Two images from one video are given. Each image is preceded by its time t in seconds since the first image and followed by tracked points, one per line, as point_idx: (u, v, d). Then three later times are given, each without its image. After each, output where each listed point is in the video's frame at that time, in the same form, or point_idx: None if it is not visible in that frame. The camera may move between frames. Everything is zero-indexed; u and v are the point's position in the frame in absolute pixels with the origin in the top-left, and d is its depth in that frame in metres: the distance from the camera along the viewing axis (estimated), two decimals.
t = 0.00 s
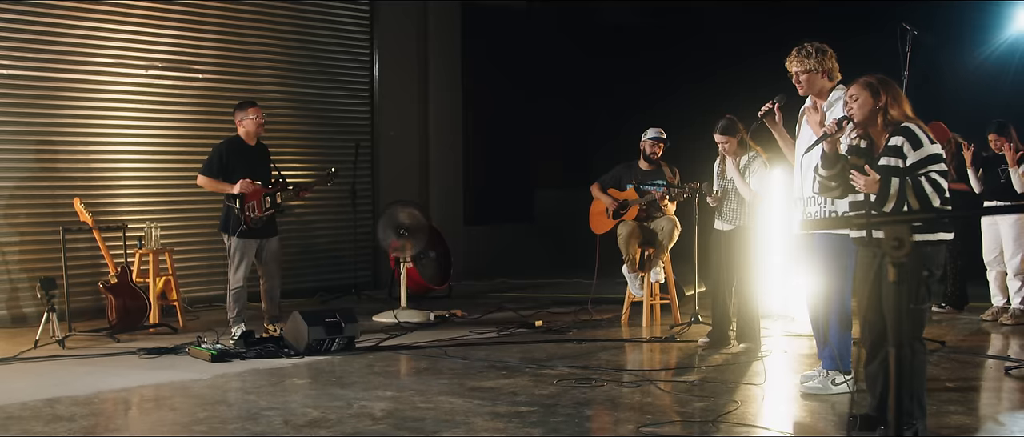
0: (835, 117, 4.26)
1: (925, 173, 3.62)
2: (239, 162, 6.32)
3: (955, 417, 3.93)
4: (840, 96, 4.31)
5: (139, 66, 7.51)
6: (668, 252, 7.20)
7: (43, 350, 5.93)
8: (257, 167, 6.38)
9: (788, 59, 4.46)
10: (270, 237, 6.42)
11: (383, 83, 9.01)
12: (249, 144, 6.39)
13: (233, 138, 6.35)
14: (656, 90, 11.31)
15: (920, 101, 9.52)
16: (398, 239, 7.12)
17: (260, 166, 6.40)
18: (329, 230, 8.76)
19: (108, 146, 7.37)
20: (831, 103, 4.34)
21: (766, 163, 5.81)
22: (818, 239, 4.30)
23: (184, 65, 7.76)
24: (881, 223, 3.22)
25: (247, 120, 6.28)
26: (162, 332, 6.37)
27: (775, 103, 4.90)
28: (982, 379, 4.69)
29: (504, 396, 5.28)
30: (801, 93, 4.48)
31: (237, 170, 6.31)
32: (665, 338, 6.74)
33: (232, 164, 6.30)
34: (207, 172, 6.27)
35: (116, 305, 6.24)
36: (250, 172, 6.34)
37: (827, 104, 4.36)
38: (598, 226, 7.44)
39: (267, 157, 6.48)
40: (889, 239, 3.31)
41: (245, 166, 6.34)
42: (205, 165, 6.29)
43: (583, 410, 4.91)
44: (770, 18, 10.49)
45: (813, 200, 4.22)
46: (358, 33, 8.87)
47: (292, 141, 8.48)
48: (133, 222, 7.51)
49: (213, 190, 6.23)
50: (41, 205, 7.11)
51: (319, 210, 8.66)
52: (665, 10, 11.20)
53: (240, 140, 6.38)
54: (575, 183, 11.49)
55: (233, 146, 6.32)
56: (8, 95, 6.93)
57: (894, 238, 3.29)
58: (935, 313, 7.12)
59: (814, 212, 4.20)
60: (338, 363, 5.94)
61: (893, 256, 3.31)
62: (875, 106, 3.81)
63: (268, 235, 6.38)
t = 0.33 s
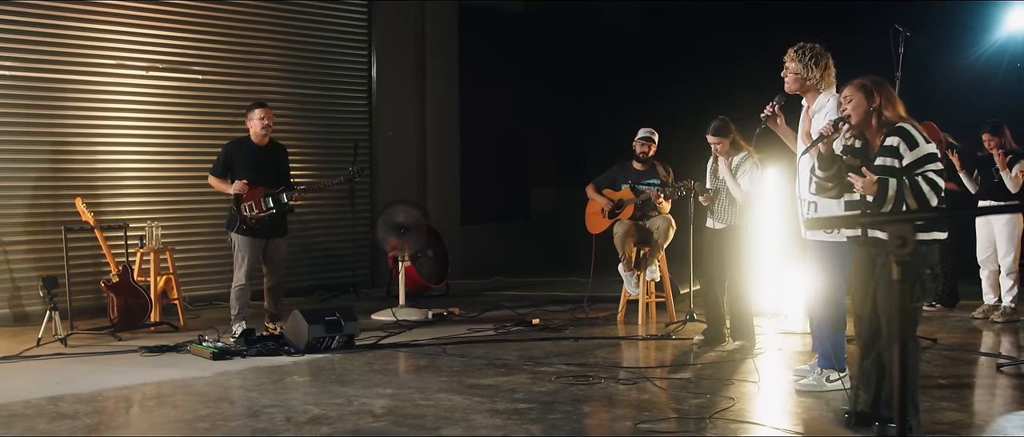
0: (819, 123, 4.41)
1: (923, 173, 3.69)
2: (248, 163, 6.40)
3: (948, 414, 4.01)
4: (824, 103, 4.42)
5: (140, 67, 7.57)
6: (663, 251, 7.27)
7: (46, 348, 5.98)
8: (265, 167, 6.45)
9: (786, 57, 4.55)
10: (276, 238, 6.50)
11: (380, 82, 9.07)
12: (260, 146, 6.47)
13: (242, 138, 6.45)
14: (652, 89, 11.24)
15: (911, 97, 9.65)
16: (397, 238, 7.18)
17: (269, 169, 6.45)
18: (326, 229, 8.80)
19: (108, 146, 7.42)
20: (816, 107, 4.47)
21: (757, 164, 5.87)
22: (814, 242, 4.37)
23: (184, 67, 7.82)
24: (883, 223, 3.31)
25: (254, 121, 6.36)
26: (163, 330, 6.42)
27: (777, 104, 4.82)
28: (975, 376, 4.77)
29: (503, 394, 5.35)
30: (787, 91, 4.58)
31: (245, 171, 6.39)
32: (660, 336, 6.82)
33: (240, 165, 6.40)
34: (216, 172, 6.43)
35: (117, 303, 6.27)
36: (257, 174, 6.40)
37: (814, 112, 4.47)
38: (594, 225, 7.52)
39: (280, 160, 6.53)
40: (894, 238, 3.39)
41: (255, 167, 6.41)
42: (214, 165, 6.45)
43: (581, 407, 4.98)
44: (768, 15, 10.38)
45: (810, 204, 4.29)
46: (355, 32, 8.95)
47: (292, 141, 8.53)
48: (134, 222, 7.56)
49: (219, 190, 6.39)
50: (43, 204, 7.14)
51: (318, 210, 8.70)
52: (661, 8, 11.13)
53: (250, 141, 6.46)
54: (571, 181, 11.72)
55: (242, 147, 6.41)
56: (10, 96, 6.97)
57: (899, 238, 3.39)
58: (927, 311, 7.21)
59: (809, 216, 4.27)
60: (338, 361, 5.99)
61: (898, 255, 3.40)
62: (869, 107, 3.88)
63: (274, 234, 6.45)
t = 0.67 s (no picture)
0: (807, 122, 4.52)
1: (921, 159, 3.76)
2: (253, 162, 6.50)
3: (939, 410, 4.09)
4: (813, 101, 4.52)
5: (138, 68, 7.59)
6: (657, 250, 7.35)
7: (46, 347, 6.01)
8: (266, 167, 6.51)
9: (786, 55, 4.66)
10: (279, 238, 6.53)
11: (377, 81, 9.12)
12: (265, 147, 6.55)
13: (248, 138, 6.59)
14: (648, 88, 11.31)
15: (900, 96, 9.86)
16: (394, 238, 7.24)
17: (270, 167, 6.50)
18: (323, 228, 8.85)
19: (107, 146, 7.45)
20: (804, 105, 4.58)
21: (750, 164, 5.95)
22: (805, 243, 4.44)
23: (182, 67, 7.84)
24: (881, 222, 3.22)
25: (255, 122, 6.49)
26: (162, 329, 6.46)
27: (780, 101, 4.83)
28: (966, 373, 4.86)
29: (499, 391, 5.41)
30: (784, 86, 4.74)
31: (250, 170, 6.51)
32: (654, 334, 6.89)
33: (244, 164, 6.53)
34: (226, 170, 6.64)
35: (116, 302, 6.32)
36: (259, 173, 6.49)
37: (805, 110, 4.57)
38: (588, 225, 7.54)
39: (291, 160, 6.57)
40: (894, 238, 3.25)
41: (260, 166, 6.50)
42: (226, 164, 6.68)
43: (577, 404, 5.05)
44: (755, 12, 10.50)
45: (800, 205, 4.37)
46: (350, 32, 8.98)
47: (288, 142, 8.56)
48: (133, 222, 7.59)
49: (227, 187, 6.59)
50: (43, 204, 7.17)
51: (314, 209, 8.73)
52: (653, 8, 11.23)
53: (258, 143, 6.57)
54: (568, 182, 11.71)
55: (249, 148, 6.54)
56: (10, 97, 6.99)
57: (898, 237, 3.25)
58: (917, 309, 7.32)
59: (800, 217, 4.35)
60: (335, 359, 6.05)
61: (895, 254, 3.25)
62: (860, 109, 3.95)
63: (273, 235, 6.47)
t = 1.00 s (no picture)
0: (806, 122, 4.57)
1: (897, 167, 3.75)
2: (244, 163, 6.54)
3: (930, 407, 4.19)
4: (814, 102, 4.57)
5: (135, 70, 7.63)
6: (649, 249, 7.42)
7: (44, 346, 6.04)
8: (258, 168, 6.52)
9: (797, 52, 4.69)
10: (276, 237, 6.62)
11: (372, 83, 9.18)
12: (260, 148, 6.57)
13: (244, 140, 6.64)
14: (638, 92, 11.66)
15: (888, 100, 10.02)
16: (389, 238, 7.31)
17: (262, 167, 6.51)
18: (318, 228, 8.90)
19: (104, 146, 7.48)
20: (807, 103, 4.61)
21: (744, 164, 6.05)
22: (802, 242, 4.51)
23: (179, 68, 7.88)
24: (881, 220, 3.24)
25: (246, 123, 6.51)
26: (160, 328, 6.49)
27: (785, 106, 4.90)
28: (955, 370, 4.96)
29: (495, 389, 5.48)
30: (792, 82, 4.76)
31: (243, 170, 6.55)
32: (646, 332, 6.96)
33: (239, 166, 6.58)
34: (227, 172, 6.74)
35: (115, 301, 6.37)
36: (250, 174, 6.52)
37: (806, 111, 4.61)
38: (581, 225, 7.63)
39: (280, 159, 6.53)
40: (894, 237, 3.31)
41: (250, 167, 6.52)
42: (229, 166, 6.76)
43: (571, 402, 5.12)
44: (745, 22, 10.92)
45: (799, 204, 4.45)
46: (344, 34, 9.02)
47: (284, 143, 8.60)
48: (130, 222, 7.62)
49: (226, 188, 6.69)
50: (41, 204, 7.20)
51: (309, 208, 8.77)
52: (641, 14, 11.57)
53: (250, 144, 6.60)
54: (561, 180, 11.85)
55: (243, 149, 6.58)
56: (8, 97, 7.02)
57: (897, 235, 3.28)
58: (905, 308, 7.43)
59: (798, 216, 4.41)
60: (331, 357, 6.09)
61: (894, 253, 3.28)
62: (845, 118, 3.91)
63: (269, 235, 6.53)
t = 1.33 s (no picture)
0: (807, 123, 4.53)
1: (870, 182, 3.83)
2: (230, 164, 6.52)
3: (917, 404, 4.29)
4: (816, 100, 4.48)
5: (129, 71, 7.65)
6: (639, 249, 7.50)
7: (40, 345, 6.07)
8: (243, 172, 6.53)
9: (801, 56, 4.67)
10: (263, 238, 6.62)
11: (364, 85, 9.22)
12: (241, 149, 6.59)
13: (224, 142, 6.60)
14: (630, 92, 11.96)
15: (874, 100, 10.23)
16: (382, 238, 7.36)
17: (250, 169, 6.55)
18: (312, 228, 8.94)
19: (98, 147, 7.51)
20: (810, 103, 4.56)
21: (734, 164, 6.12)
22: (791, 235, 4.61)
23: (172, 70, 7.91)
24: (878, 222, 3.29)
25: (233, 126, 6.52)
26: (154, 327, 6.52)
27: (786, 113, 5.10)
28: (941, 368, 5.06)
29: (488, 387, 5.54)
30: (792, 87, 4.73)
31: (225, 172, 6.52)
32: (636, 331, 7.05)
33: (221, 168, 6.53)
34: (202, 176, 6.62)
35: (109, 301, 6.40)
36: (236, 175, 6.51)
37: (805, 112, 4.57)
38: (572, 225, 7.70)
39: (265, 159, 6.62)
40: (890, 237, 3.37)
41: (237, 167, 6.53)
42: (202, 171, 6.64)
43: (563, 400, 5.19)
44: (745, 23, 11.16)
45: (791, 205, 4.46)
46: (338, 35, 9.10)
47: (278, 145, 8.65)
48: (125, 222, 7.65)
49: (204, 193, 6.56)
50: (36, 205, 7.22)
51: (303, 211, 8.83)
52: (635, 17, 11.85)
53: (231, 145, 6.59)
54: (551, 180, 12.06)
55: (223, 151, 6.55)
56: (4, 99, 7.04)
57: (894, 235, 3.36)
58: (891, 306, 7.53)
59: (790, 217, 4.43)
60: (325, 356, 6.15)
61: (890, 253, 3.35)
62: (830, 128, 3.97)
63: (263, 234, 6.59)
